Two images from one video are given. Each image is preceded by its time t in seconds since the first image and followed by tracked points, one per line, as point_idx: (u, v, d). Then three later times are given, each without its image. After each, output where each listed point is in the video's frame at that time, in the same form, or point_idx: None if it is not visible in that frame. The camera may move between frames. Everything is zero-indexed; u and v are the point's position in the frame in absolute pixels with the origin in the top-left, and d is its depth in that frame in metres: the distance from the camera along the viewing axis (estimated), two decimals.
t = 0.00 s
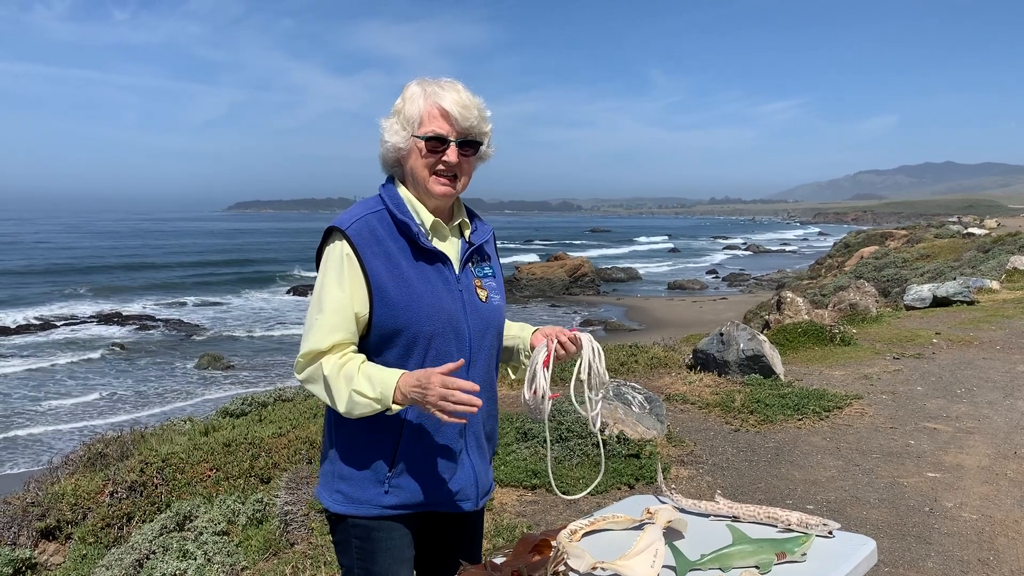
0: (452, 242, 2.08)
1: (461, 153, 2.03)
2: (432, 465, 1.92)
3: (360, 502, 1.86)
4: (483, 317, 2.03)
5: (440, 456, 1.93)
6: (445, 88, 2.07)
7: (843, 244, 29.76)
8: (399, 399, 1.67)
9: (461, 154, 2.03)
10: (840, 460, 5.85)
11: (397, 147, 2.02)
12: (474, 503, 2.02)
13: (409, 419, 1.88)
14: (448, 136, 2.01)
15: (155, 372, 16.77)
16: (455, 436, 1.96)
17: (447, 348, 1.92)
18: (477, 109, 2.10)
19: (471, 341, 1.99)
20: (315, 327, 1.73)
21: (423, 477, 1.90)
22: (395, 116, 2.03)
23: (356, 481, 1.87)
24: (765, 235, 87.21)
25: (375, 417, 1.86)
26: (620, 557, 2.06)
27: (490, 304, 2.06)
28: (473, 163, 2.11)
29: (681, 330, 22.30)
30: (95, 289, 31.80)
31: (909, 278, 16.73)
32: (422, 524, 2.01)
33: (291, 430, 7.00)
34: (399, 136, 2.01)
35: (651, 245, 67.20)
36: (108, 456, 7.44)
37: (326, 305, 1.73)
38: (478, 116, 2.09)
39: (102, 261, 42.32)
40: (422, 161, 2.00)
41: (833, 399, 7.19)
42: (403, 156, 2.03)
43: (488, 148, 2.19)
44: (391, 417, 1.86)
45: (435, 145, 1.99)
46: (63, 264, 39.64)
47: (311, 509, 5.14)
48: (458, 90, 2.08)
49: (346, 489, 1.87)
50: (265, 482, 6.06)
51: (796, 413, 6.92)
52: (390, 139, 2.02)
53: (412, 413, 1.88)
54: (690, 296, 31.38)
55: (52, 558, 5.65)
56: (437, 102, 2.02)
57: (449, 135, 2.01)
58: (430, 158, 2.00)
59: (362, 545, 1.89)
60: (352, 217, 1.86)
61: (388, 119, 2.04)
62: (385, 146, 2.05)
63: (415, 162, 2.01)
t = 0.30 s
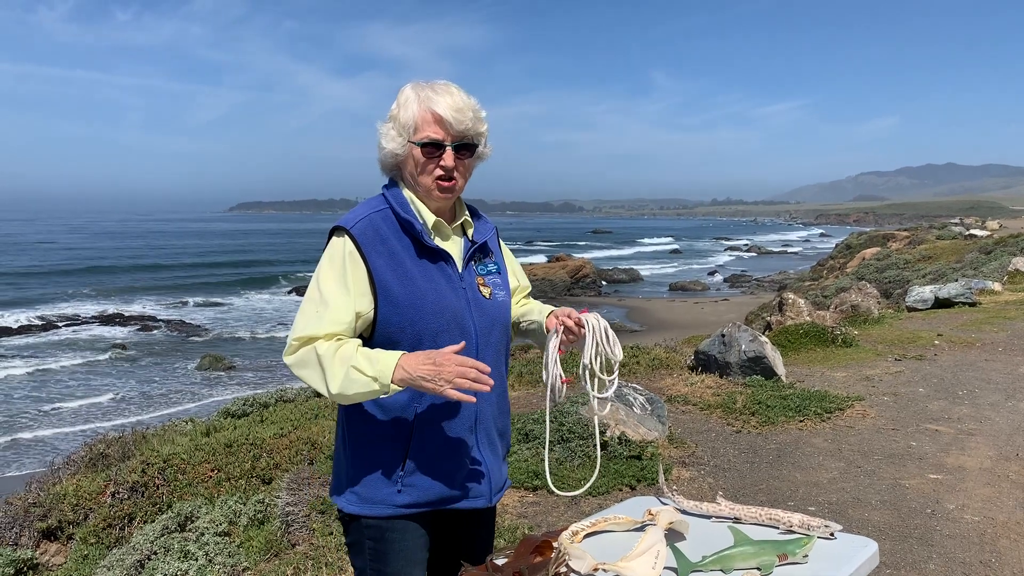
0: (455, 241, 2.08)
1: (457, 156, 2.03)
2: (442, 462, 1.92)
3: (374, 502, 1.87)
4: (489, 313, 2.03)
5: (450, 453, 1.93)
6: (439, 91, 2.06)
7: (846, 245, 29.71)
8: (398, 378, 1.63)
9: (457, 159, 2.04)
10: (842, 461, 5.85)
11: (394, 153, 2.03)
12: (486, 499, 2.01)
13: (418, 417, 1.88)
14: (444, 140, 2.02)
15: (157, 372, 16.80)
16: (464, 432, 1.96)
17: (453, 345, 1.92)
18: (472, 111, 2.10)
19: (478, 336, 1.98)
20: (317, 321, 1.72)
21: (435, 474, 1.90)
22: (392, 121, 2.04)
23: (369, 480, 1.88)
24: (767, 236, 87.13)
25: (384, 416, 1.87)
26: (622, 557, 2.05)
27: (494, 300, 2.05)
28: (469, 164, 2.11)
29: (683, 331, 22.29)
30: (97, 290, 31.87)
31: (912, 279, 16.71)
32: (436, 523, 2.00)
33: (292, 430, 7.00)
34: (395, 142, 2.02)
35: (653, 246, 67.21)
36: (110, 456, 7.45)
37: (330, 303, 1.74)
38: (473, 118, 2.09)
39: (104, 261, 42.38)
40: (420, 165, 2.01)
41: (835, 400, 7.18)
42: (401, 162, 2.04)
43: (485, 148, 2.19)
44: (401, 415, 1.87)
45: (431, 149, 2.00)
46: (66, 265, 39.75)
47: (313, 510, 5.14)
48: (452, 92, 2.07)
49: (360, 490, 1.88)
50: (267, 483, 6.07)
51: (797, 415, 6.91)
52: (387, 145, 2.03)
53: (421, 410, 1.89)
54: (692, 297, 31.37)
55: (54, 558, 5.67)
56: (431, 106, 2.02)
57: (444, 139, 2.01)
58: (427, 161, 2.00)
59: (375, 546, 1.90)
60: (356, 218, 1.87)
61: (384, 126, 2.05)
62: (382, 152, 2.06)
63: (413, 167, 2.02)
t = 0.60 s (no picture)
0: (456, 240, 2.08)
1: (456, 162, 2.03)
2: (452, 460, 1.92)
3: (383, 502, 1.87)
4: (493, 312, 2.02)
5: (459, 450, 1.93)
6: (438, 97, 2.06)
7: (846, 247, 29.72)
8: (383, 364, 1.62)
9: (456, 165, 2.03)
10: (842, 463, 5.85)
11: (394, 158, 2.05)
12: (497, 497, 2.00)
13: (425, 416, 1.89)
14: (442, 146, 2.01)
15: (158, 372, 16.81)
16: (472, 430, 1.96)
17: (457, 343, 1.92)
18: (472, 115, 2.09)
19: (482, 335, 1.98)
20: (317, 321, 1.73)
21: (444, 472, 1.90)
22: (391, 126, 2.05)
23: (378, 480, 1.88)
24: (768, 237, 87.18)
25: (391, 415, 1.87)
26: (622, 559, 2.06)
27: (498, 298, 2.05)
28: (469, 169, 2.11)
29: (683, 331, 22.30)
30: (98, 290, 31.90)
31: (912, 280, 16.72)
32: (446, 522, 2.00)
33: (293, 431, 7.00)
34: (394, 147, 2.04)
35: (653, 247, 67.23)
36: (110, 457, 7.45)
37: (327, 303, 1.74)
38: (472, 124, 2.07)
39: (105, 262, 42.47)
40: (419, 170, 2.02)
41: (836, 402, 7.18)
42: (401, 166, 2.06)
43: (485, 152, 2.18)
44: (407, 415, 1.88)
45: (429, 155, 2.01)
46: (67, 265, 39.76)
47: (312, 510, 5.13)
48: (451, 97, 2.06)
49: (369, 490, 1.88)
50: (267, 483, 6.07)
51: (798, 416, 6.91)
52: (386, 150, 2.05)
53: (428, 408, 1.89)
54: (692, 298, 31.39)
55: (53, 558, 5.67)
56: (429, 112, 2.01)
57: (442, 145, 2.01)
58: (426, 167, 2.01)
59: (384, 545, 1.90)
60: (357, 221, 1.88)
61: (384, 131, 2.06)
62: (382, 157, 2.08)
63: (412, 171, 2.03)
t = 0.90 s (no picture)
0: (457, 242, 2.07)
1: (456, 165, 2.03)
2: (455, 462, 1.91)
3: (388, 503, 1.87)
4: (495, 313, 2.02)
5: (463, 451, 1.93)
6: (441, 101, 2.06)
7: (846, 247, 29.71)
8: (377, 378, 1.65)
9: (456, 168, 2.03)
10: (842, 463, 5.85)
11: (395, 160, 2.04)
12: (501, 498, 2.00)
13: (428, 416, 1.89)
14: (443, 149, 2.01)
15: (157, 372, 16.80)
16: (476, 430, 1.95)
17: (459, 344, 1.92)
18: (474, 120, 2.09)
19: (484, 337, 1.98)
20: (320, 332, 1.76)
21: (448, 472, 1.90)
22: (394, 130, 2.05)
23: (382, 481, 1.88)
24: (767, 237, 87.22)
25: (394, 416, 1.87)
26: (622, 558, 2.06)
27: (500, 300, 2.04)
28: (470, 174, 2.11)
29: (683, 332, 22.29)
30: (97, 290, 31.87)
31: (912, 281, 16.73)
32: (452, 523, 2.00)
33: (292, 431, 7.00)
34: (396, 150, 2.03)
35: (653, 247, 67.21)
36: (110, 456, 7.44)
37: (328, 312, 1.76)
38: (473, 129, 2.08)
39: (105, 261, 42.45)
40: (421, 173, 2.02)
41: (835, 402, 7.18)
42: (403, 169, 2.05)
43: (486, 156, 2.18)
44: (410, 416, 1.88)
45: (430, 158, 2.01)
46: (66, 265, 39.69)
47: (312, 510, 5.13)
48: (454, 102, 2.07)
49: (374, 491, 1.88)
50: (266, 483, 6.07)
51: (797, 417, 6.91)
52: (388, 153, 2.04)
53: (430, 409, 1.89)
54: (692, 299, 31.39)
55: (53, 557, 5.68)
56: (431, 116, 2.02)
57: (443, 149, 2.01)
58: (427, 169, 2.01)
59: (390, 547, 1.90)
60: (358, 224, 1.88)
61: (387, 133, 2.06)
62: (384, 159, 2.07)
63: (412, 174, 2.03)
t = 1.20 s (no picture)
0: (459, 243, 2.08)
1: (457, 163, 2.03)
2: (456, 462, 1.91)
3: (391, 504, 1.87)
4: (496, 314, 2.02)
5: (464, 451, 1.93)
6: (445, 100, 2.07)
7: (846, 247, 29.70)
8: (357, 365, 1.64)
9: (457, 165, 2.03)
10: (842, 463, 5.85)
11: (400, 157, 2.05)
12: (502, 497, 2.00)
13: (430, 416, 1.88)
14: (445, 147, 2.02)
15: (157, 372, 16.80)
16: (477, 430, 1.95)
17: (460, 345, 1.91)
18: (477, 119, 2.09)
19: (485, 337, 1.97)
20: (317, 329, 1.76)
21: (450, 473, 1.90)
22: (399, 127, 2.05)
23: (385, 483, 1.88)
24: (767, 237, 87.23)
25: (396, 417, 1.88)
26: (623, 558, 2.06)
27: (501, 300, 2.04)
28: (472, 172, 2.10)
29: (683, 332, 22.28)
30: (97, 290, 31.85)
31: (912, 281, 16.73)
32: (456, 524, 2.00)
33: (293, 431, 7.00)
34: (401, 146, 2.04)
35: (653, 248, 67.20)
36: (110, 456, 7.44)
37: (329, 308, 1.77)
38: (477, 127, 2.08)
39: (104, 262, 42.43)
40: (424, 170, 2.02)
41: (836, 402, 7.18)
42: (405, 166, 2.06)
43: (489, 158, 2.18)
44: (412, 417, 1.88)
45: (432, 155, 2.01)
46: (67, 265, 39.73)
47: (312, 510, 5.14)
48: (459, 101, 2.07)
49: (378, 492, 1.89)
50: (267, 483, 6.08)
51: (798, 417, 6.91)
52: (393, 148, 2.05)
53: (431, 409, 1.89)
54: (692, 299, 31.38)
55: (53, 557, 5.69)
56: (435, 114, 2.02)
57: (447, 145, 2.01)
58: (428, 167, 2.02)
59: (396, 548, 1.90)
60: (360, 225, 1.88)
61: (392, 129, 2.07)
62: (389, 155, 2.08)
63: (415, 172, 2.03)
